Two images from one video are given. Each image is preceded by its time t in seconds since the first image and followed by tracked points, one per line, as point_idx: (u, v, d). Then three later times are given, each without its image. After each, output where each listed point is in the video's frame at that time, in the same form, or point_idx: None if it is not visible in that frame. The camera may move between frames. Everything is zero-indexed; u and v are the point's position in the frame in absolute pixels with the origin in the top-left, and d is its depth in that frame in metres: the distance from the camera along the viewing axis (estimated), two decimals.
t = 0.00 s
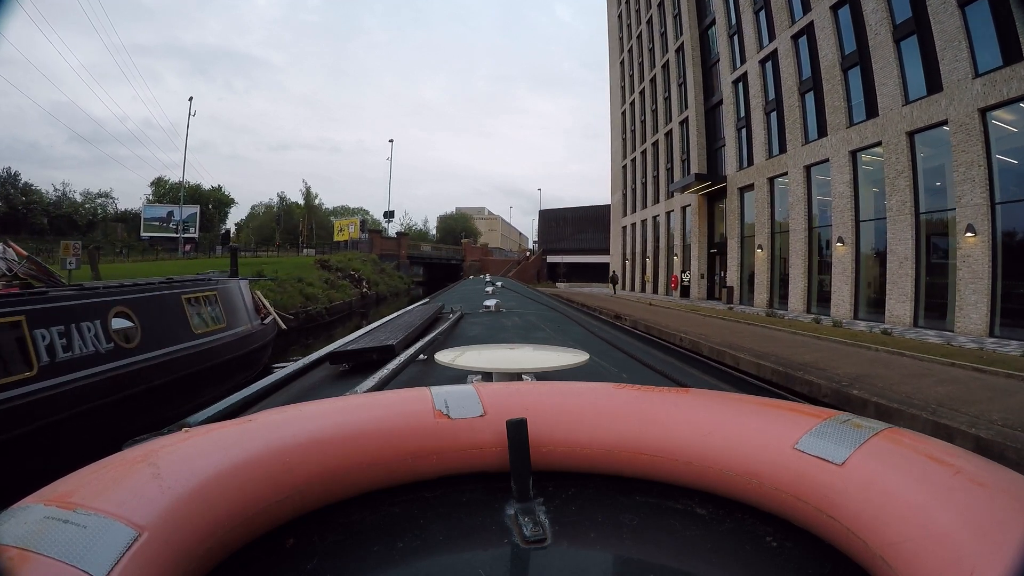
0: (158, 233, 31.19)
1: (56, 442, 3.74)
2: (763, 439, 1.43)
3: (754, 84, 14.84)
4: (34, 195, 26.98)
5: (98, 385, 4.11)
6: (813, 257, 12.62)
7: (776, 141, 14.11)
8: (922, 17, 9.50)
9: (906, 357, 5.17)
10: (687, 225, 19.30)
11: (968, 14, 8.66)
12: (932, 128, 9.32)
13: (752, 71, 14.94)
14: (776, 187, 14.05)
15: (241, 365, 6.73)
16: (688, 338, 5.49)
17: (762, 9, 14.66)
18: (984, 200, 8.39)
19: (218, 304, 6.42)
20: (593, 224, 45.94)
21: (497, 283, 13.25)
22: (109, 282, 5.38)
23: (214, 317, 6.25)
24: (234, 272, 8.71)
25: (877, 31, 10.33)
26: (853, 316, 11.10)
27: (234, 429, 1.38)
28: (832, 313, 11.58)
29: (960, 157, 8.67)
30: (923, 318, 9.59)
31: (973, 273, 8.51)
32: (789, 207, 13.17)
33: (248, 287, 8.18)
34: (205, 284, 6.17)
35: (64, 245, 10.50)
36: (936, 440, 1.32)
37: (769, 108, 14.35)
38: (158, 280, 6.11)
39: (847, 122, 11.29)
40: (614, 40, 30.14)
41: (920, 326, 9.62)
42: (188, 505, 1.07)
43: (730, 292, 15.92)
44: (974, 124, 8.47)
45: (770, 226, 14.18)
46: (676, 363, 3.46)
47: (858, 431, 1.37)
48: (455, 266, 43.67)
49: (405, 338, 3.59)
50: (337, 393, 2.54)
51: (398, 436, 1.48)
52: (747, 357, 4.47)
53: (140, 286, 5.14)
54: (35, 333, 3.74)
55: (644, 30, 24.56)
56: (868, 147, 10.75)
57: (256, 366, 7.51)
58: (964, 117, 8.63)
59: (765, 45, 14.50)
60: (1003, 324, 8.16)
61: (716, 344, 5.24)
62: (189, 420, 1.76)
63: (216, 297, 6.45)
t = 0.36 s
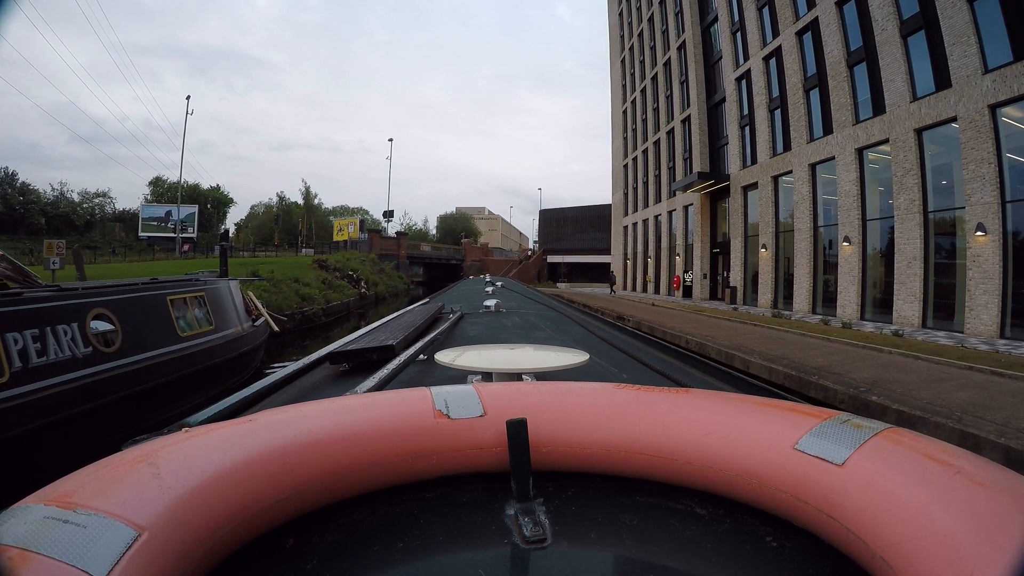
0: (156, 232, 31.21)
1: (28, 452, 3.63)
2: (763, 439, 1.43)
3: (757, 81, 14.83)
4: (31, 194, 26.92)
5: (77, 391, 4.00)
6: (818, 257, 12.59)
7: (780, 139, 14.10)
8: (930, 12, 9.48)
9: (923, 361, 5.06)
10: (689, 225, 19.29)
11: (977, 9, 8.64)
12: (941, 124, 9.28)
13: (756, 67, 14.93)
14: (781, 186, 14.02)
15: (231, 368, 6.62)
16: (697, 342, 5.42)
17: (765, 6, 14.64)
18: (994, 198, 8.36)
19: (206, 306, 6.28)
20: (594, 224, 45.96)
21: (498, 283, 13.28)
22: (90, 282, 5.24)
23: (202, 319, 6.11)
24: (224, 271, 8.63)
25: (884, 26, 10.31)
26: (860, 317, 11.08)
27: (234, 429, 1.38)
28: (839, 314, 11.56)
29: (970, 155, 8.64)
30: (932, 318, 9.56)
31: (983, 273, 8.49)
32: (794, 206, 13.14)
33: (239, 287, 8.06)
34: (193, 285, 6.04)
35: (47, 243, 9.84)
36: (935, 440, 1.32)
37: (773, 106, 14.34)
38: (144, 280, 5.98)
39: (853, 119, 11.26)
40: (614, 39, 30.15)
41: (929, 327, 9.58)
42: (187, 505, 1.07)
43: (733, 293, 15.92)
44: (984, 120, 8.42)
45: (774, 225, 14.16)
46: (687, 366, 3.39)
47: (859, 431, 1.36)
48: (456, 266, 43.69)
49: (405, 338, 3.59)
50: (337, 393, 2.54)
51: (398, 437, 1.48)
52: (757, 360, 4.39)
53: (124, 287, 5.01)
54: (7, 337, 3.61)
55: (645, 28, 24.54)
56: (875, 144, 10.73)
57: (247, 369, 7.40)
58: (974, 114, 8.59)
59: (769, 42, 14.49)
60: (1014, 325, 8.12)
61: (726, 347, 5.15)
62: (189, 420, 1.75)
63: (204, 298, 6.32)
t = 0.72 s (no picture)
0: (154, 232, 31.17)
1: None
2: (763, 439, 1.43)
3: (761, 79, 14.81)
4: (28, 193, 26.83)
5: (53, 398, 3.87)
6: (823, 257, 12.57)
7: (785, 137, 14.08)
8: (938, 8, 9.46)
9: (938, 365, 4.99)
10: (691, 224, 19.28)
11: (987, 5, 8.62)
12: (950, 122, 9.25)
13: (759, 65, 14.93)
14: (785, 185, 14.01)
15: (220, 372, 6.50)
16: (704, 343, 5.40)
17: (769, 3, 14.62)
18: (1005, 197, 8.32)
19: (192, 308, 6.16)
20: (594, 224, 45.99)
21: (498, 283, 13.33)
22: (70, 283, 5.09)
23: (188, 322, 5.98)
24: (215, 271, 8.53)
25: (891, 22, 10.29)
26: (867, 318, 11.06)
27: (234, 429, 1.38)
28: (845, 316, 11.53)
29: (980, 153, 8.60)
30: (940, 319, 9.53)
31: (994, 273, 8.47)
32: (799, 205, 13.12)
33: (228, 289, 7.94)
34: (178, 286, 5.92)
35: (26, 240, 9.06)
36: (935, 440, 1.32)
37: (777, 104, 14.33)
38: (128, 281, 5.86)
39: (859, 117, 11.23)
40: (615, 37, 30.15)
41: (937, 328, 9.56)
42: (187, 504, 1.07)
43: (737, 293, 15.89)
44: (995, 118, 8.38)
45: (779, 224, 14.15)
46: (687, 366, 3.39)
47: (859, 431, 1.36)
48: (456, 266, 43.71)
49: (405, 338, 3.59)
50: (337, 393, 2.55)
51: (397, 437, 1.48)
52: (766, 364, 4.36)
53: (106, 288, 4.89)
54: None
55: (646, 26, 24.56)
56: (881, 143, 10.70)
57: (238, 373, 7.28)
58: (984, 110, 8.55)
59: (773, 39, 14.48)
60: None
61: (734, 349, 5.13)
62: (189, 420, 1.75)
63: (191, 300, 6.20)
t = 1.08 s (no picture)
0: (153, 232, 31.16)
1: None
2: (763, 439, 1.43)
3: (766, 76, 14.80)
4: (27, 192, 26.83)
5: (26, 406, 3.79)
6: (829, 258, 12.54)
7: (789, 136, 14.06)
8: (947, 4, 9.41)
9: (954, 369, 4.90)
10: (694, 224, 19.28)
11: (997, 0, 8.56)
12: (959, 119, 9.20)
13: (763, 63, 14.93)
14: (790, 184, 13.99)
15: (209, 376, 6.45)
16: (711, 346, 5.33)
17: None
18: (1016, 195, 8.30)
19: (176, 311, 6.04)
20: (595, 224, 46.03)
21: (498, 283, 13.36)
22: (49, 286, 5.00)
23: (172, 324, 5.89)
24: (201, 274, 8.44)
25: (898, 18, 10.24)
26: (874, 319, 11.01)
27: (234, 429, 1.38)
28: (852, 317, 11.49)
29: (990, 151, 8.56)
30: (949, 321, 9.46)
31: (1005, 273, 8.45)
32: (805, 204, 13.10)
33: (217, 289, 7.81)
34: (163, 287, 5.84)
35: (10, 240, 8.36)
36: (935, 440, 1.32)
37: (781, 102, 14.31)
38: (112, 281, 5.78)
39: (866, 115, 11.19)
40: (616, 36, 30.15)
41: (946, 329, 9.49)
42: (187, 504, 1.07)
43: (741, 293, 15.88)
44: (1005, 115, 8.32)
45: (783, 223, 14.14)
46: (687, 366, 3.39)
47: (859, 431, 1.36)
48: (456, 266, 43.75)
49: (405, 338, 3.59)
50: (338, 393, 2.55)
51: (397, 437, 1.48)
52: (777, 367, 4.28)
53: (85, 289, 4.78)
54: None
55: (648, 25, 24.55)
56: (889, 141, 10.66)
57: (228, 375, 7.23)
58: (994, 107, 8.50)
59: (777, 36, 14.46)
60: None
61: (743, 352, 5.05)
62: (189, 420, 1.75)
63: (176, 301, 6.11)
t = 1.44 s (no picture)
0: (151, 231, 31.10)
1: None
2: (763, 439, 1.43)
3: (770, 74, 14.77)
4: (25, 191, 26.80)
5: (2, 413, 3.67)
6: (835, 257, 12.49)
7: (794, 134, 14.02)
8: None
9: (971, 372, 4.80)
10: (696, 223, 19.27)
11: None
12: (969, 116, 9.13)
13: (767, 60, 14.91)
14: (794, 182, 13.96)
15: (201, 378, 6.39)
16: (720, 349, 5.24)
17: None
18: None
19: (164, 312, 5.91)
20: (596, 224, 46.06)
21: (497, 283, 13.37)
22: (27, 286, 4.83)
23: (155, 326, 5.68)
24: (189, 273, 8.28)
25: (905, 14, 10.19)
26: (881, 320, 10.93)
27: (234, 429, 1.38)
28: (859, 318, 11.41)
29: (1001, 148, 8.46)
30: (959, 322, 9.36)
31: (1016, 273, 8.27)
32: (810, 202, 13.06)
33: (207, 289, 7.70)
34: (146, 288, 5.63)
35: None
36: (935, 440, 1.32)
37: (785, 99, 14.27)
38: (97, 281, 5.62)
39: (873, 112, 11.13)
40: (617, 34, 30.12)
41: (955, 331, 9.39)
42: (187, 505, 1.07)
43: (744, 294, 15.86)
44: (1016, 111, 8.24)
45: (788, 222, 14.09)
46: (687, 366, 3.39)
47: (859, 431, 1.37)
48: (455, 266, 43.75)
49: (405, 338, 3.59)
50: (337, 393, 2.54)
51: (397, 437, 1.48)
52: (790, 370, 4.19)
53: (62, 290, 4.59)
54: None
55: (649, 23, 24.56)
56: (896, 138, 10.56)
57: (220, 377, 7.16)
58: (1005, 103, 8.41)
59: (781, 33, 14.43)
60: None
61: (753, 355, 4.96)
62: (189, 420, 1.75)
63: (161, 302, 5.90)
